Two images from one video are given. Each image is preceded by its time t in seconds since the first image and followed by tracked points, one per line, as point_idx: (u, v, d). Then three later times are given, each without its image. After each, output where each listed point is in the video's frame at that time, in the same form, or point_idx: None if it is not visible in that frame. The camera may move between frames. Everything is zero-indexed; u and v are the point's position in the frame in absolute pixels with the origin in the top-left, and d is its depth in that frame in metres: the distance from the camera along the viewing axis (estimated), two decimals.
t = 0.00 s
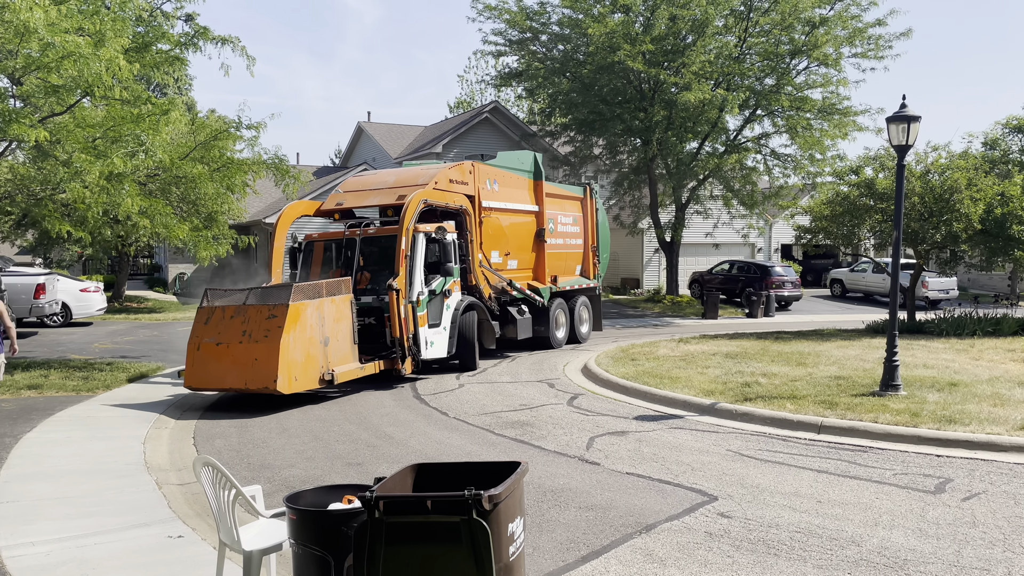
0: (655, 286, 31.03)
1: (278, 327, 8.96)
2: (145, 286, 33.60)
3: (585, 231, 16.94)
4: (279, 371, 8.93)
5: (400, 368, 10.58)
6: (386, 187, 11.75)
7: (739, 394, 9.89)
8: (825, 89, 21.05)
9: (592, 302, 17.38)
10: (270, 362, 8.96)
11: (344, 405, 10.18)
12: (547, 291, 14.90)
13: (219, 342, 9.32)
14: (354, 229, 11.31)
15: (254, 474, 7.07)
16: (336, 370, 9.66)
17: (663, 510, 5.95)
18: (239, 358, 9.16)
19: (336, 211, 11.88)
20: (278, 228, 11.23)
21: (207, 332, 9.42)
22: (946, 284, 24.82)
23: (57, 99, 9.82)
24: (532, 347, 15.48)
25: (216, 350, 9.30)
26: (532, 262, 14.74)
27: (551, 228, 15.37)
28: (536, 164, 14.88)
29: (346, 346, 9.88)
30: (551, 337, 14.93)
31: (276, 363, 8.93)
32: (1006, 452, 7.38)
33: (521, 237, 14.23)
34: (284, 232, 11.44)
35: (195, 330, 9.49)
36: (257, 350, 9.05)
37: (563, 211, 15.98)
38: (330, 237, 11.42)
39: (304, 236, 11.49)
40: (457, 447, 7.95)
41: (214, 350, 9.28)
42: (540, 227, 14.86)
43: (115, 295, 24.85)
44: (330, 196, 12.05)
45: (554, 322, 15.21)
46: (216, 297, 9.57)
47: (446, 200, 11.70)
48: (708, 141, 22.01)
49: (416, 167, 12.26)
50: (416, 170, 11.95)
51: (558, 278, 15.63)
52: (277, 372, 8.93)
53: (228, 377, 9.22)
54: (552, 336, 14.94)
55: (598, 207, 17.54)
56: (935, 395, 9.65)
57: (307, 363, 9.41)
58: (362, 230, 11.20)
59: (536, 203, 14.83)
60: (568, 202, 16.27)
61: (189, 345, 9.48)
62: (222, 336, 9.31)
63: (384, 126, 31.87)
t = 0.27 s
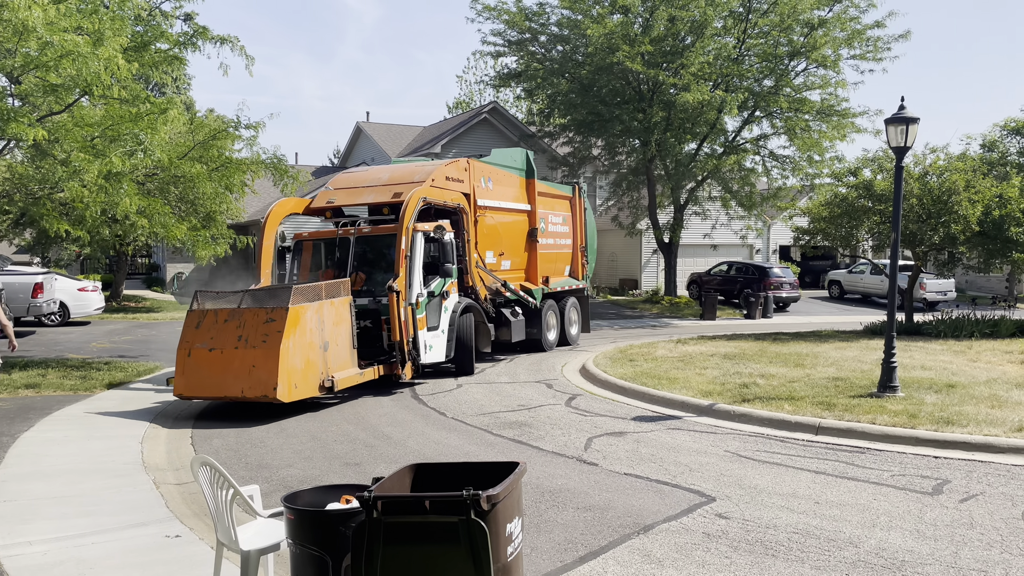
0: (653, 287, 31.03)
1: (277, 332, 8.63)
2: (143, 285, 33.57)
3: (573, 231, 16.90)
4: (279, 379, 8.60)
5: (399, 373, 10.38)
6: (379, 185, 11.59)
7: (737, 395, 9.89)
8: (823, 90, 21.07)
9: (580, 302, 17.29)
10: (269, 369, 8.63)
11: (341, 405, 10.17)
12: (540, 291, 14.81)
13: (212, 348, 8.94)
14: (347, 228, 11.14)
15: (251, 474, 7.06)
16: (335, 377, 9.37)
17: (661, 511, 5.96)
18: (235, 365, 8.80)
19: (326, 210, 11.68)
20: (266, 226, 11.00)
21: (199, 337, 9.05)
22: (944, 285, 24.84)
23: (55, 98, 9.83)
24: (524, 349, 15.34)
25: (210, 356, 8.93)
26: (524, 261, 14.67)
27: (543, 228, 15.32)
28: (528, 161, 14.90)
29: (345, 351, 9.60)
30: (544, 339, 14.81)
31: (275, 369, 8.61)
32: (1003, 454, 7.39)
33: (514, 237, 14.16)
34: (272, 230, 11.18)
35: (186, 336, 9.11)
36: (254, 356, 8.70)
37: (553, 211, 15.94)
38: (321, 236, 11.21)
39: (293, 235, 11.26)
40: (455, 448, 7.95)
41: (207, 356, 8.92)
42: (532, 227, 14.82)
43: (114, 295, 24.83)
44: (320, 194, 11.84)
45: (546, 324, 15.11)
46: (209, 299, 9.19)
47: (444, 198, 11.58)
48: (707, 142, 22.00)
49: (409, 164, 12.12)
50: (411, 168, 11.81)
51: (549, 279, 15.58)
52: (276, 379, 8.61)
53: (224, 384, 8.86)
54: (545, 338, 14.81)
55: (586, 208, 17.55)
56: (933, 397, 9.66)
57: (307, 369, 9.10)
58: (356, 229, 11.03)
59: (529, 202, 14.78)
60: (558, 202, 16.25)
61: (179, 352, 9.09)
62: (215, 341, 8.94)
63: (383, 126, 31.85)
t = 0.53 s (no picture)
0: (652, 287, 31.03)
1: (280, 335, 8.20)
2: (141, 284, 33.54)
3: (563, 230, 16.81)
4: (281, 384, 8.17)
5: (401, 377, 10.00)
6: (376, 180, 11.26)
7: (736, 395, 9.90)
8: (822, 91, 21.08)
9: (569, 303, 17.21)
10: (271, 374, 8.19)
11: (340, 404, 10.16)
12: (532, 291, 14.76)
13: (208, 351, 8.50)
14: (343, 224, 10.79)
15: (250, 473, 7.06)
16: (339, 382, 8.95)
17: (659, 511, 5.96)
18: (233, 370, 8.38)
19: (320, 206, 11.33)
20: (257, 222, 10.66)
21: (194, 341, 8.61)
22: (942, 286, 24.86)
23: (54, 96, 9.86)
24: (516, 350, 15.29)
25: (206, 361, 8.50)
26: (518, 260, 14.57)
27: (535, 226, 15.23)
28: (523, 160, 14.80)
29: (349, 355, 9.18)
30: (536, 340, 14.77)
31: (278, 374, 8.17)
32: (1001, 454, 7.39)
33: (509, 235, 14.05)
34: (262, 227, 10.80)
35: (180, 339, 8.65)
36: (255, 361, 8.27)
37: (545, 209, 15.84)
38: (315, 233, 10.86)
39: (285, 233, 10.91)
40: (453, 447, 7.94)
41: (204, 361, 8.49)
42: (525, 226, 14.69)
43: (112, 293, 24.80)
44: (313, 189, 11.48)
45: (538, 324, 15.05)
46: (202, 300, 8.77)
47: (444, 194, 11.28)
48: (706, 142, 21.99)
49: (406, 159, 11.80)
50: (408, 162, 11.48)
51: (541, 278, 15.48)
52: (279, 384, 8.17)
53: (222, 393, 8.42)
54: (536, 339, 14.77)
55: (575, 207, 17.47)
56: (931, 397, 9.67)
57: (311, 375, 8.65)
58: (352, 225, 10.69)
59: (522, 201, 14.64)
60: (549, 200, 16.15)
61: (172, 356, 8.64)
62: (212, 345, 8.51)
63: (382, 126, 31.84)
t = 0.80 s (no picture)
0: (651, 285, 31.04)
1: (286, 338, 7.79)
2: (140, 281, 33.52)
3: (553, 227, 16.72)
4: (288, 391, 7.77)
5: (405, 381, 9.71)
6: (373, 174, 11.00)
7: (735, 393, 9.90)
8: (822, 90, 21.07)
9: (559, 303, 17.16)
10: (277, 379, 7.80)
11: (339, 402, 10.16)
12: (526, 291, 14.70)
13: (207, 356, 8.07)
14: (340, 220, 10.50)
15: (249, 471, 7.06)
16: (345, 387, 8.57)
17: (658, 509, 5.96)
18: (235, 376, 7.97)
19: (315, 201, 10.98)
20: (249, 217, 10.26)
21: (191, 345, 8.17)
22: (941, 285, 24.87)
23: (52, 93, 9.81)
24: (508, 352, 15.21)
25: (206, 366, 8.07)
26: (512, 258, 14.45)
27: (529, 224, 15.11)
28: (517, 155, 14.80)
29: (355, 358, 8.82)
30: (530, 342, 14.71)
31: (284, 380, 7.78)
32: (999, 453, 7.40)
33: (504, 233, 13.93)
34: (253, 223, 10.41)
35: (176, 343, 8.21)
36: (260, 366, 7.86)
37: (537, 206, 15.74)
38: (309, 229, 10.51)
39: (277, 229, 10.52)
40: (452, 445, 7.95)
41: (203, 367, 8.06)
42: (519, 223, 14.56)
43: (111, 291, 24.77)
44: (307, 183, 11.17)
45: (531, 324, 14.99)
46: (197, 300, 8.34)
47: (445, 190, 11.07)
48: (705, 140, 21.97)
49: (403, 154, 11.56)
50: (406, 156, 11.25)
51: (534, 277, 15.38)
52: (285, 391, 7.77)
53: (223, 400, 8.01)
54: (530, 341, 14.72)
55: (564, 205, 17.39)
56: (929, 396, 9.68)
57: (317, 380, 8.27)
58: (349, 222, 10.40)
59: (517, 197, 14.51)
60: (540, 196, 16.03)
61: (168, 362, 8.19)
62: (212, 349, 8.08)
63: (381, 124, 31.82)
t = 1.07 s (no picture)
0: (650, 283, 31.06)
1: (298, 343, 7.18)
2: (140, 279, 33.58)
3: (544, 223, 16.55)
4: (302, 400, 7.16)
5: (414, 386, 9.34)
6: (372, 167, 10.56)
7: (734, 391, 9.91)
8: (822, 87, 21.04)
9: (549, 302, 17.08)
10: (289, 388, 7.17)
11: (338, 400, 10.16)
12: (522, 290, 14.62)
13: (210, 363, 7.37)
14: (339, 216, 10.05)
15: (248, 469, 7.06)
16: (358, 394, 8.01)
17: (657, 507, 5.97)
18: (243, 384, 7.30)
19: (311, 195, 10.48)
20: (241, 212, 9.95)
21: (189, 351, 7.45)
22: (941, 283, 24.88)
23: (52, 91, 9.67)
24: (504, 352, 15.12)
25: (208, 374, 7.38)
26: (508, 255, 14.29)
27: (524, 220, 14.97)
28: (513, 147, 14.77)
29: (365, 362, 8.26)
30: (525, 343, 14.63)
31: (298, 389, 7.16)
32: (998, 450, 7.41)
33: (501, 229, 13.77)
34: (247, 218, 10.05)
35: (174, 350, 7.49)
36: (269, 373, 7.21)
37: (530, 203, 15.58)
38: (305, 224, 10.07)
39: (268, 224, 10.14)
40: (451, 443, 7.96)
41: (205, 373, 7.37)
42: (515, 219, 14.42)
43: (111, 288, 24.78)
44: (301, 177, 10.62)
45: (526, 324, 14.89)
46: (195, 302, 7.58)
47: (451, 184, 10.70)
48: (705, 138, 21.94)
49: (402, 147, 11.14)
50: (406, 150, 10.86)
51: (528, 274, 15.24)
52: (299, 400, 7.16)
53: (228, 409, 7.34)
54: (526, 342, 14.63)
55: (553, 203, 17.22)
56: (928, 394, 9.69)
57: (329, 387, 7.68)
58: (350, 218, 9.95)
59: (512, 192, 14.36)
60: (532, 191, 15.88)
61: (165, 369, 7.46)
62: (214, 356, 7.38)
63: (380, 121, 31.81)
